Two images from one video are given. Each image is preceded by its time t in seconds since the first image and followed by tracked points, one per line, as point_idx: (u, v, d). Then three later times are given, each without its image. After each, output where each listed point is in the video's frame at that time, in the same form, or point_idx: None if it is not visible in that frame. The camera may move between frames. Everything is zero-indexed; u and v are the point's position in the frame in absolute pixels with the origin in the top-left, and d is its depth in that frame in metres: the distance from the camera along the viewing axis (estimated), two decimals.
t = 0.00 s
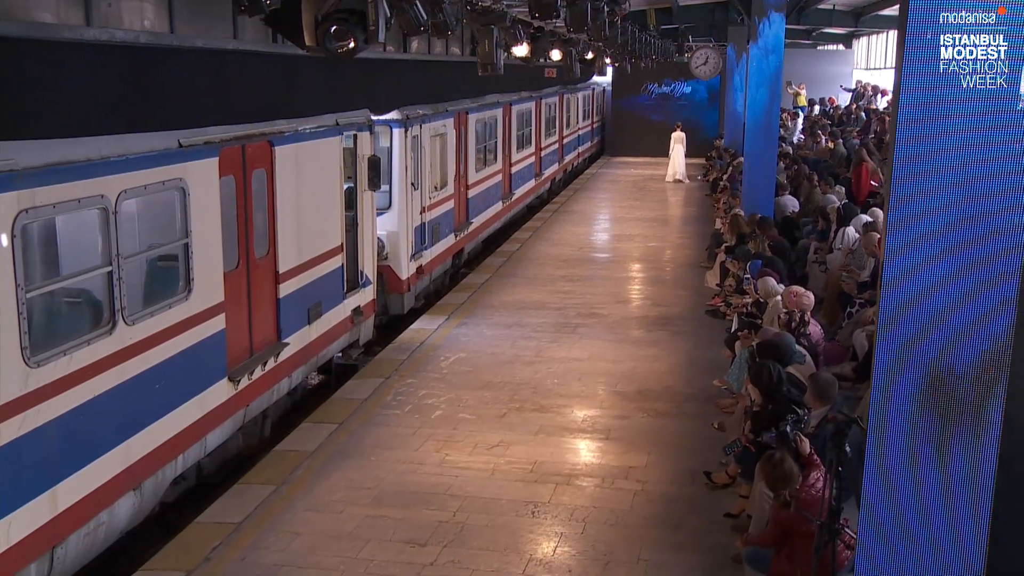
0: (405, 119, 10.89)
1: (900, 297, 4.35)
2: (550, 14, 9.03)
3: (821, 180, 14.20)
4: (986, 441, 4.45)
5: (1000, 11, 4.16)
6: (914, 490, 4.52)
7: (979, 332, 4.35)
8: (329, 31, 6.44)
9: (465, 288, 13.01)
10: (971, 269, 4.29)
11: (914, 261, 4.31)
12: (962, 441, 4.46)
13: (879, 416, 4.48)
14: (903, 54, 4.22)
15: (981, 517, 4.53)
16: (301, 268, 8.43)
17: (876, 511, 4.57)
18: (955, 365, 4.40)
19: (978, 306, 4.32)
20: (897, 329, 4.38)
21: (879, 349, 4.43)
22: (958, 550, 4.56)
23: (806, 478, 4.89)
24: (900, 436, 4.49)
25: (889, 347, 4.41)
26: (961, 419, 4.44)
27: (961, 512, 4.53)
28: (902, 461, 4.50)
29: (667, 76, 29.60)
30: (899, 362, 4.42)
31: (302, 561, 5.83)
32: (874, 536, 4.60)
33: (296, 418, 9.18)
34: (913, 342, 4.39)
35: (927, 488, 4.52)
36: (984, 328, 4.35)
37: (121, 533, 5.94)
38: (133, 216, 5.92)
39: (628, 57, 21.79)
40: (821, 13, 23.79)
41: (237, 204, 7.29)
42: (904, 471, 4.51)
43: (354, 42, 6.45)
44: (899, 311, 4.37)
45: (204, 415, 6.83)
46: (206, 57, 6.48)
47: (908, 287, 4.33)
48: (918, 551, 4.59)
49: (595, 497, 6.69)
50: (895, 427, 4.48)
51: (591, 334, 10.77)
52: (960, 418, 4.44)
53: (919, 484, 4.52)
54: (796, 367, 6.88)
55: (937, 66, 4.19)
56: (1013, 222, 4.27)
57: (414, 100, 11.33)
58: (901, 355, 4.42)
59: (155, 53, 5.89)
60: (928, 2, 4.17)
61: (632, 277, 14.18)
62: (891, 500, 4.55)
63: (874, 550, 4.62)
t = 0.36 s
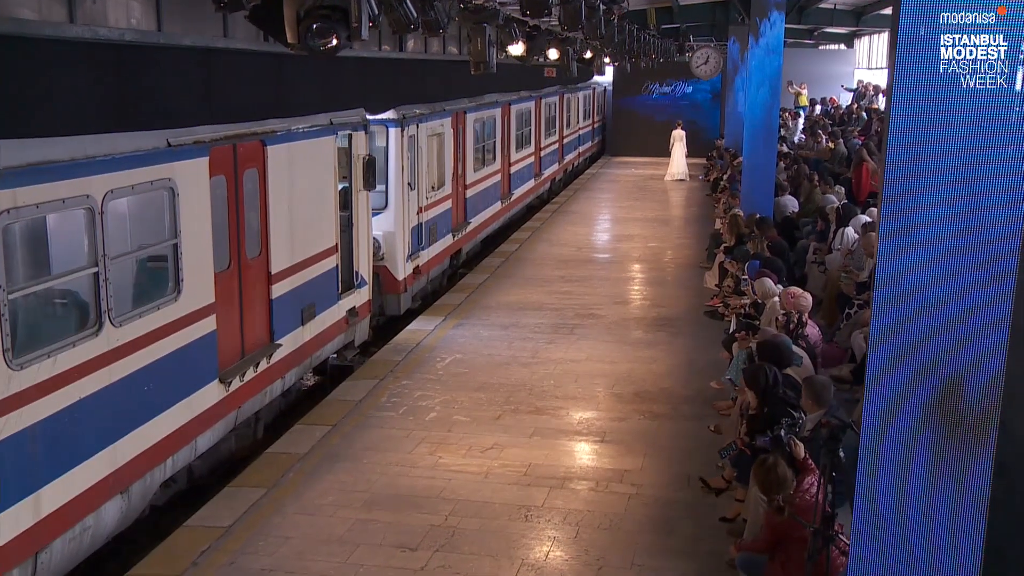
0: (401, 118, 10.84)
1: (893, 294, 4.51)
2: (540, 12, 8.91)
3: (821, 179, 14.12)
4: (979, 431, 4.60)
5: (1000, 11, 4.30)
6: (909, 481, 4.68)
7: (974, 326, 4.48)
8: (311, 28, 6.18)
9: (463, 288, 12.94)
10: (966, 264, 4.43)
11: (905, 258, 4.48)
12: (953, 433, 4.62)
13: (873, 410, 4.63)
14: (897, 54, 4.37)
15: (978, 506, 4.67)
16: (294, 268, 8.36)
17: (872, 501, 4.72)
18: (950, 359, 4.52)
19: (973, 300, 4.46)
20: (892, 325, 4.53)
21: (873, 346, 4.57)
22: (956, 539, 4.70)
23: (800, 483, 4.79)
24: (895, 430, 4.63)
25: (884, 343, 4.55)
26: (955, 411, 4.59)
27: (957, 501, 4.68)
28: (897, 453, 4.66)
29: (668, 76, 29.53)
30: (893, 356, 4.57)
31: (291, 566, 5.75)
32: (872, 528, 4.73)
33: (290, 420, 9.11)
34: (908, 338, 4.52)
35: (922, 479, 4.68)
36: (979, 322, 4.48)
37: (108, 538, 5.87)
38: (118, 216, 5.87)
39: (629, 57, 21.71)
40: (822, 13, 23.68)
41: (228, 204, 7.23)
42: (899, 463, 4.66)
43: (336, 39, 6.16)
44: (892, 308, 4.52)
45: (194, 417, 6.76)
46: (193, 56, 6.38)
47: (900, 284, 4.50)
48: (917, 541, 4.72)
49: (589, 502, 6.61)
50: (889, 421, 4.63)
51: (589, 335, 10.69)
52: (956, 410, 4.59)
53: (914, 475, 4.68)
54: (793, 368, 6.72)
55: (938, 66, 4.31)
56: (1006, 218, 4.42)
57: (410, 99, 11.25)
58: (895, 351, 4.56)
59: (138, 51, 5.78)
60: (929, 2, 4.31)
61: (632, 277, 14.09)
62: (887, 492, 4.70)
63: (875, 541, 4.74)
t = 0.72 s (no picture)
0: (405, 117, 10.77)
1: (892, 286, 4.78)
2: (539, 11, 8.73)
3: (829, 179, 13.99)
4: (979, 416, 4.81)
5: (999, 12, 4.58)
6: (909, 466, 4.87)
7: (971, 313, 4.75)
8: (298, 26, 6.08)
9: (468, 289, 12.86)
10: (961, 255, 4.72)
11: (902, 251, 4.75)
12: (953, 418, 4.81)
13: (871, 395, 4.85)
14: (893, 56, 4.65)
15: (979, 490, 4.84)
16: (294, 268, 8.32)
17: (872, 486, 4.90)
18: (948, 345, 4.78)
19: (969, 288, 4.74)
20: (890, 314, 4.79)
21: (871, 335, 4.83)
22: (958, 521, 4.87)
23: (801, 489, 4.71)
24: (894, 415, 4.84)
25: (881, 332, 4.81)
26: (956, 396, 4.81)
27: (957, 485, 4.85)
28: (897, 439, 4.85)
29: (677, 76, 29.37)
30: (892, 345, 4.82)
31: (287, 570, 5.69)
32: (870, 511, 4.91)
33: (291, 421, 9.06)
34: (905, 326, 4.79)
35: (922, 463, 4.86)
36: (975, 309, 4.74)
37: (102, 541, 5.82)
38: (111, 217, 5.82)
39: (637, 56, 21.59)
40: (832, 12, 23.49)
41: (227, 204, 7.19)
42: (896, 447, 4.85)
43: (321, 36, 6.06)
44: (891, 297, 4.79)
45: (193, 418, 6.72)
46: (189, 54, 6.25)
47: (898, 275, 4.77)
48: (917, 522, 4.90)
49: (589, 505, 6.53)
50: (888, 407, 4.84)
51: (593, 337, 10.59)
52: (955, 396, 4.81)
53: (914, 459, 4.86)
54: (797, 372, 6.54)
55: (940, 65, 4.58)
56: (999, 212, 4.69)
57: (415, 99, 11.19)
58: (893, 339, 4.82)
59: (132, 50, 5.66)
60: (930, 5, 4.57)
61: (638, 278, 13.99)
62: (886, 484, 4.89)
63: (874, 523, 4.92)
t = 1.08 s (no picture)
0: (409, 117, 10.69)
1: (889, 301, 4.54)
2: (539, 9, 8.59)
3: (838, 179, 13.89)
4: (983, 440, 4.55)
5: (1000, 11, 4.36)
6: (911, 492, 4.61)
7: (971, 330, 4.50)
8: (285, 24, 6.02)
9: (473, 290, 12.80)
10: (959, 269, 4.49)
11: (898, 267, 4.53)
12: (956, 441, 4.56)
13: (868, 416, 4.62)
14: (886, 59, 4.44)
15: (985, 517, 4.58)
16: (294, 269, 8.27)
17: (874, 511, 4.64)
18: (948, 364, 4.53)
19: (969, 304, 4.49)
20: (884, 331, 4.57)
21: (865, 353, 4.61)
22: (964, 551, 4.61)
23: (799, 497, 4.63)
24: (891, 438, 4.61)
25: (875, 350, 4.59)
26: (957, 418, 4.56)
27: (963, 512, 4.58)
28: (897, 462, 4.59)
29: (686, 75, 29.26)
30: (888, 364, 4.59)
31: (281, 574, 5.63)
32: (870, 541, 4.66)
33: (292, 423, 9.01)
34: (901, 344, 4.56)
35: (925, 489, 4.59)
36: (975, 327, 4.50)
37: (95, 546, 5.77)
38: (105, 217, 5.77)
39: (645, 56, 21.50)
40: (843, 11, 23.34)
41: (225, 204, 7.13)
42: (898, 470, 4.60)
43: (310, 34, 5.98)
44: (886, 315, 4.55)
45: (189, 421, 6.66)
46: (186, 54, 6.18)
47: (894, 291, 4.54)
48: (920, 551, 4.64)
49: (589, 510, 6.45)
50: (884, 428, 4.60)
51: (597, 338, 10.52)
52: (954, 419, 4.56)
53: (917, 485, 4.59)
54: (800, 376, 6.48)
55: (940, 66, 4.36)
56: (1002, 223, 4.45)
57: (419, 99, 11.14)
58: (890, 357, 4.59)
59: (126, 50, 5.59)
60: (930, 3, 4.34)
61: (644, 279, 13.90)
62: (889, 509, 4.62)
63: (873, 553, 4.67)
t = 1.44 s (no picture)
0: (411, 120, 10.69)
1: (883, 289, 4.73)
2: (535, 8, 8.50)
3: (845, 180, 13.78)
4: (979, 428, 4.73)
5: (1000, 11, 4.50)
6: (902, 479, 4.79)
7: (968, 321, 4.67)
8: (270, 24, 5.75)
9: (477, 291, 12.74)
10: (955, 262, 4.65)
11: (894, 261, 4.70)
12: (949, 428, 4.74)
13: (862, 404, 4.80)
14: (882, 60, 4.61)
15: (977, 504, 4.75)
16: (295, 271, 8.22)
17: (869, 498, 4.82)
18: (944, 354, 4.71)
19: (966, 297, 4.67)
20: (880, 324, 4.75)
21: (860, 347, 4.78)
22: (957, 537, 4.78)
23: (796, 505, 4.57)
24: (887, 425, 4.78)
25: (871, 343, 4.76)
26: (953, 408, 4.73)
27: (955, 499, 4.76)
28: (890, 450, 4.77)
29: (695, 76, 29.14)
30: (884, 355, 4.76)
31: None
32: (864, 526, 4.85)
33: (292, 425, 8.96)
34: (897, 335, 4.74)
35: (917, 477, 4.78)
36: (972, 318, 4.67)
37: (89, 550, 5.73)
38: (97, 219, 5.72)
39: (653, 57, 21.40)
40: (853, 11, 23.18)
41: (222, 206, 7.09)
42: (891, 460, 4.78)
43: (293, 34, 5.70)
44: (881, 305, 4.74)
45: (185, 424, 6.62)
46: (184, 53, 6.09)
47: (889, 284, 4.72)
48: (912, 538, 4.82)
49: (587, 515, 6.38)
50: (879, 419, 4.79)
51: (601, 340, 10.44)
52: (951, 408, 4.73)
53: (911, 473, 4.78)
54: (801, 381, 6.39)
55: (940, 66, 4.53)
56: (997, 218, 4.61)
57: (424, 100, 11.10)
58: (886, 345, 4.75)
59: (121, 50, 5.52)
60: (928, 6, 4.53)
61: (650, 281, 13.81)
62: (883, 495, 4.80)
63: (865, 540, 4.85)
